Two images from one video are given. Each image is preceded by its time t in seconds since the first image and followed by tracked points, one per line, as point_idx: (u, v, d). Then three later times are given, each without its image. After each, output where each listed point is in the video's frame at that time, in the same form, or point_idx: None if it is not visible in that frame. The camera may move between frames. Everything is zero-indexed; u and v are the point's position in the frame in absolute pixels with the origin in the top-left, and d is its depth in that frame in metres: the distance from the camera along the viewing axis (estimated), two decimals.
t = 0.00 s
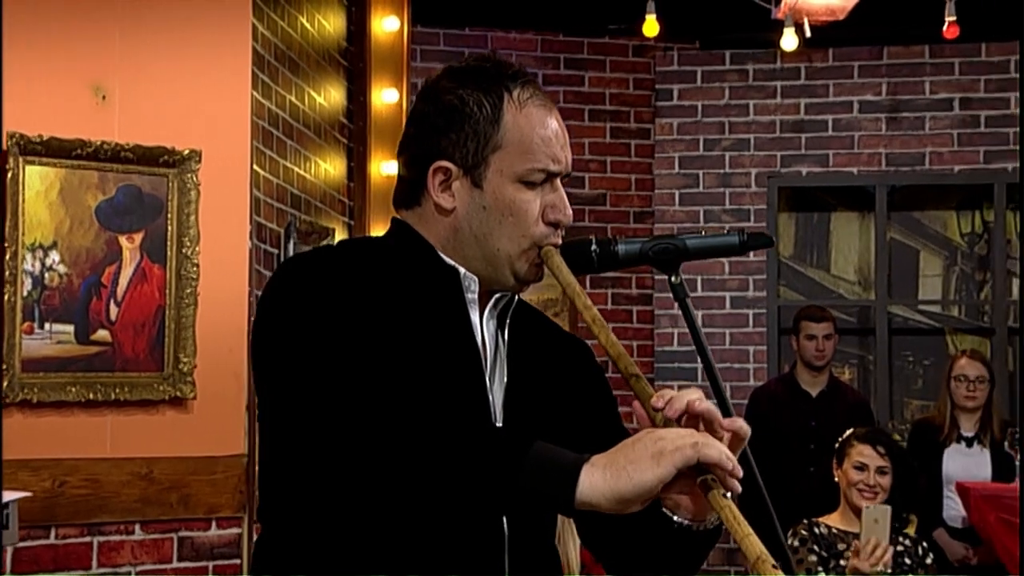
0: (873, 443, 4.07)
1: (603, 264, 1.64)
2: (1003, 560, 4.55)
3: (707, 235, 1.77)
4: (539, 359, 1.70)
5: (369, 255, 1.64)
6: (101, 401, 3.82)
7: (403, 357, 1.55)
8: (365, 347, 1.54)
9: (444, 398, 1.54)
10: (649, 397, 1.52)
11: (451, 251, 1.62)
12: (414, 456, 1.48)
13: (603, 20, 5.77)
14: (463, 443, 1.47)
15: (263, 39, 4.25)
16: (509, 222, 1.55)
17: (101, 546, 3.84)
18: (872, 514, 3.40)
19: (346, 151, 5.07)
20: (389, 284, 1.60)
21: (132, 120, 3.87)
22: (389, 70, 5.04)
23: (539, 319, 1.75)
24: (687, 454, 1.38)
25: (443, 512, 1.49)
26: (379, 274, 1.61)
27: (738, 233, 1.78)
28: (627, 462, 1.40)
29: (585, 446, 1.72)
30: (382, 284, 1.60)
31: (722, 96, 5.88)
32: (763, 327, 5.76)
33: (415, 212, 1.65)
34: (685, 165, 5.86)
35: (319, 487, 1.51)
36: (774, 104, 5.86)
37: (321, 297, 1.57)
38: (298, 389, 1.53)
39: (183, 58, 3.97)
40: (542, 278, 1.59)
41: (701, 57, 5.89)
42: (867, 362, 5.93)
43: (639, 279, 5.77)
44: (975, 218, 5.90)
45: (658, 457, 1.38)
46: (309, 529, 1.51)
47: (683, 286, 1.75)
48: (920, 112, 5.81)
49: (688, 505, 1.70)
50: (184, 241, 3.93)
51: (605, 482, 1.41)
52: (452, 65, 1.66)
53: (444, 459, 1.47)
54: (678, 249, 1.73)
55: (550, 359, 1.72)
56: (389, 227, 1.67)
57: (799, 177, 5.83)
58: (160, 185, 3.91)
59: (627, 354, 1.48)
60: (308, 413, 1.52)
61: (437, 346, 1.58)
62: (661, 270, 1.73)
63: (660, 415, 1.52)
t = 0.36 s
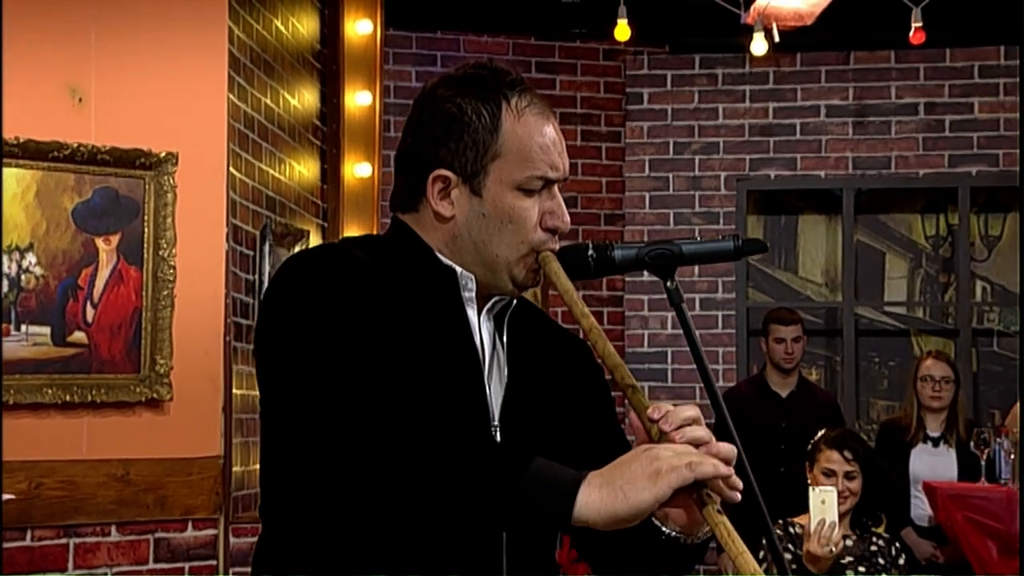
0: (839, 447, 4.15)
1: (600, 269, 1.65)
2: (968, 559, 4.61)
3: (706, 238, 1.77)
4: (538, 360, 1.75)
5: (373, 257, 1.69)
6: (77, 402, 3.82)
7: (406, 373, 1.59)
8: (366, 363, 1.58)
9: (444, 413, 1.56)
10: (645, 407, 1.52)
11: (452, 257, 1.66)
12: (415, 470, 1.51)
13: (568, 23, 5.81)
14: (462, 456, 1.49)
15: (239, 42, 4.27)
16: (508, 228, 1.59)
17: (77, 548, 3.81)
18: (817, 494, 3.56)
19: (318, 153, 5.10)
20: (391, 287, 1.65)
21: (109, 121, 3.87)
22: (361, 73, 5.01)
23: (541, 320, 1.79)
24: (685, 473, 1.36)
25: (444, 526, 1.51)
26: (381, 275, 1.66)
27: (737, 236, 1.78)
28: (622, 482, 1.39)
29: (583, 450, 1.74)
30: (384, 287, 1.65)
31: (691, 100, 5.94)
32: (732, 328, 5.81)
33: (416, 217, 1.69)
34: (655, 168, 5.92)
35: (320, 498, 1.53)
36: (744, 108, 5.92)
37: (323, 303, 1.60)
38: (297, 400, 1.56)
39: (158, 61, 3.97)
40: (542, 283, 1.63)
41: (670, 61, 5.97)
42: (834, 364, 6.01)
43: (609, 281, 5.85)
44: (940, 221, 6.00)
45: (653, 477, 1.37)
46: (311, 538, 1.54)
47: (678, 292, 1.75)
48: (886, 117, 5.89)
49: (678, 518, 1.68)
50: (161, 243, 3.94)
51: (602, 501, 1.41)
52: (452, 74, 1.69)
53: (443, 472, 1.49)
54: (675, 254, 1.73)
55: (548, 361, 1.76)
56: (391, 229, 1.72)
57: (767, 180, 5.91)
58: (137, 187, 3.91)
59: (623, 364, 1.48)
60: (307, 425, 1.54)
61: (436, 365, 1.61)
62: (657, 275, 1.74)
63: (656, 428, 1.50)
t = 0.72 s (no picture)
0: (818, 452, 4.20)
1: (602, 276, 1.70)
2: (941, 559, 4.67)
3: (706, 247, 1.84)
4: (540, 367, 1.82)
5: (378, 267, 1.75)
6: (59, 406, 3.80)
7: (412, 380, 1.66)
8: (374, 372, 1.65)
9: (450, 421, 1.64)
10: (653, 411, 1.59)
11: (455, 264, 1.72)
12: (423, 475, 1.58)
13: (540, 27, 5.85)
14: (469, 462, 1.56)
15: (221, 46, 4.28)
16: (512, 235, 1.65)
17: (59, 551, 3.78)
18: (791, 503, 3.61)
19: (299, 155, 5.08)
20: (397, 297, 1.72)
21: (92, 125, 3.86)
22: (341, 76, 5.04)
23: (545, 329, 1.87)
24: (696, 473, 1.46)
25: (452, 531, 1.59)
26: (388, 286, 1.72)
27: (735, 245, 1.85)
28: (637, 484, 1.48)
29: (584, 450, 1.82)
30: (392, 296, 1.72)
31: (668, 104, 6.01)
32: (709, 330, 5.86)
33: (419, 225, 1.75)
34: (632, 171, 5.97)
35: (332, 507, 1.61)
36: (719, 112, 5.98)
37: (334, 317, 1.68)
38: (308, 413, 1.63)
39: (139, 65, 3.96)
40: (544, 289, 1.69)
41: (647, 65, 6.02)
42: (808, 365, 6.06)
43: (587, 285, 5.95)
44: (912, 224, 6.08)
45: (665, 478, 1.46)
46: (323, 545, 1.62)
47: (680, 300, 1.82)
48: (860, 121, 5.95)
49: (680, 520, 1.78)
50: (144, 245, 3.94)
51: (614, 501, 1.49)
52: (454, 83, 1.76)
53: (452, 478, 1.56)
54: (677, 261, 1.80)
55: (550, 369, 1.83)
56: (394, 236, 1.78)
57: (743, 183, 5.97)
58: (119, 190, 3.91)
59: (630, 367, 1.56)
60: (319, 436, 1.62)
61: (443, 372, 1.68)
62: (660, 282, 1.80)
63: (665, 429, 1.59)
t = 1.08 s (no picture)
0: (795, 454, 4.25)
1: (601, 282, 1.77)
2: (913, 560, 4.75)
3: (704, 255, 1.90)
4: (534, 379, 1.85)
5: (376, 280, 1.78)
6: (38, 408, 3.74)
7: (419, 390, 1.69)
8: (381, 380, 1.68)
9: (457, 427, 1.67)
10: (650, 416, 1.65)
11: (450, 274, 1.76)
12: (425, 480, 1.63)
13: (510, 30, 5.87)
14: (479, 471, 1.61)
15: (198, 49, 4.26)
16: (510, 243, 1.69)
17: (37, 554, 3.73)
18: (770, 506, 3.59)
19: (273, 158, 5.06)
20: (398, 309, 1.74)
21: (70, 128, 3.83)
22: (315, 79, 5.06)
23: (535, 341, 1.90)
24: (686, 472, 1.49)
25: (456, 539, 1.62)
26: (386, 296, 1.75)
27: (732, 252, 1.90)
28: (632, 489, 1.51)
29: (573, 460, 1.86)
30: (391, 307, 1.74)
31: (641, 108, 6.08)
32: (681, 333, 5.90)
33: (416, 237, 1.79)
34: (605, 174, 6.05)
35: (335, 513, 1.63)
36: (691, 116, 6.06)
37: (336, 324, 1.70)
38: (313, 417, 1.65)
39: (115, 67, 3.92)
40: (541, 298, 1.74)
41: (621, 69, 6.09)
42: (779, 367, 6.11)
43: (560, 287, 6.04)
44: (881, 227, 6.14)
45: (659, 480, 1.49)
46: (323, 551, 1.63)
47: (676, 304, 1.90)
48: (830, 126, 6.03)
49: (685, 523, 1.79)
50: (122, 249, 3.88)
51: (611, 511, 1.53)
52: (450, 96, 1.81)
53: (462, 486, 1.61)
54: (674, 269, 1.86)
55: (545, 381, 1.86)
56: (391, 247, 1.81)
57: (714, 187, 6.03)
58: (97, 194, 3.86)
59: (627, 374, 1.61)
60: (325, 440, 1.64)
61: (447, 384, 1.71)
62: (658, 288, 1.87)
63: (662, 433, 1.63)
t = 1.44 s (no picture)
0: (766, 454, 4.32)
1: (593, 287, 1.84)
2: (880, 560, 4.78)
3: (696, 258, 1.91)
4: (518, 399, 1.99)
5: (361, 304, 1.86)
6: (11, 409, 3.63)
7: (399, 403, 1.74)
8: (359, 398, 1.73)
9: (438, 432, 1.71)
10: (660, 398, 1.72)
11: (444, 289, 1.84)
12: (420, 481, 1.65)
13: (474, 31, 5.88)
14: (457, 468, 1.63)
15: (170, 50, 4.17)
16: (500, 250, 1.76)
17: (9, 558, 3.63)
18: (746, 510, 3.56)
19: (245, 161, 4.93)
20: (383, 330, 1.82)
21: (42, 129, 3.77)
22: (286, 80, 5.04)
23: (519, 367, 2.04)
24: (708, 453, 1.48)
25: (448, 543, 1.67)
26: (368, 318, 1.83)
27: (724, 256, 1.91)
28: (650, 470, 1.50)
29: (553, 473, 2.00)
30: (375, 329, 1.82)
31: (609, 110, 6.15)
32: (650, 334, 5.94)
33: (410, 258, 1.86)
34: (574, 176, 6.10)
35: (331, 529, 1.72)
36: (660, 118, 6.14)
37: (318, 356, 1.78)
38: (300, 443, 1.73)
39: (100, 70, 3.90)
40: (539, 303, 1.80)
41: (589, 71, 6.15)
42: (746, 368, 6.17)
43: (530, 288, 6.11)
44: (847, 230, 6.19)
45: (678, 461, 1.48)
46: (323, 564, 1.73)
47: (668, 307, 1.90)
48: (797, 128, 6.11)
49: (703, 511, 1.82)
50: (94, 250, 3.82)
51: (629, 489, 1.52)
52: (425, 117, 1.87)
53: (441, 488, 1.63)
54: (664, 272, 1.87)
55: (528, 403, 2.00)
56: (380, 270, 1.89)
57: (682, 189, 6.10)
58: (69, 195, 3.79)
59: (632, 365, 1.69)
60: (313, 462, 1.72)
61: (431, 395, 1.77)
62: (650, 292, 1.88)
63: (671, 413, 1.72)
